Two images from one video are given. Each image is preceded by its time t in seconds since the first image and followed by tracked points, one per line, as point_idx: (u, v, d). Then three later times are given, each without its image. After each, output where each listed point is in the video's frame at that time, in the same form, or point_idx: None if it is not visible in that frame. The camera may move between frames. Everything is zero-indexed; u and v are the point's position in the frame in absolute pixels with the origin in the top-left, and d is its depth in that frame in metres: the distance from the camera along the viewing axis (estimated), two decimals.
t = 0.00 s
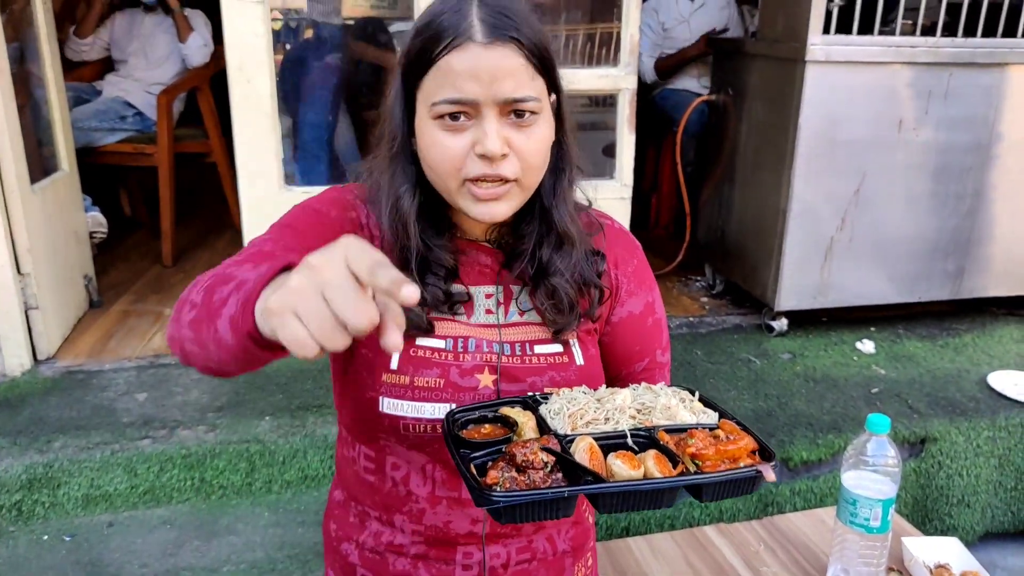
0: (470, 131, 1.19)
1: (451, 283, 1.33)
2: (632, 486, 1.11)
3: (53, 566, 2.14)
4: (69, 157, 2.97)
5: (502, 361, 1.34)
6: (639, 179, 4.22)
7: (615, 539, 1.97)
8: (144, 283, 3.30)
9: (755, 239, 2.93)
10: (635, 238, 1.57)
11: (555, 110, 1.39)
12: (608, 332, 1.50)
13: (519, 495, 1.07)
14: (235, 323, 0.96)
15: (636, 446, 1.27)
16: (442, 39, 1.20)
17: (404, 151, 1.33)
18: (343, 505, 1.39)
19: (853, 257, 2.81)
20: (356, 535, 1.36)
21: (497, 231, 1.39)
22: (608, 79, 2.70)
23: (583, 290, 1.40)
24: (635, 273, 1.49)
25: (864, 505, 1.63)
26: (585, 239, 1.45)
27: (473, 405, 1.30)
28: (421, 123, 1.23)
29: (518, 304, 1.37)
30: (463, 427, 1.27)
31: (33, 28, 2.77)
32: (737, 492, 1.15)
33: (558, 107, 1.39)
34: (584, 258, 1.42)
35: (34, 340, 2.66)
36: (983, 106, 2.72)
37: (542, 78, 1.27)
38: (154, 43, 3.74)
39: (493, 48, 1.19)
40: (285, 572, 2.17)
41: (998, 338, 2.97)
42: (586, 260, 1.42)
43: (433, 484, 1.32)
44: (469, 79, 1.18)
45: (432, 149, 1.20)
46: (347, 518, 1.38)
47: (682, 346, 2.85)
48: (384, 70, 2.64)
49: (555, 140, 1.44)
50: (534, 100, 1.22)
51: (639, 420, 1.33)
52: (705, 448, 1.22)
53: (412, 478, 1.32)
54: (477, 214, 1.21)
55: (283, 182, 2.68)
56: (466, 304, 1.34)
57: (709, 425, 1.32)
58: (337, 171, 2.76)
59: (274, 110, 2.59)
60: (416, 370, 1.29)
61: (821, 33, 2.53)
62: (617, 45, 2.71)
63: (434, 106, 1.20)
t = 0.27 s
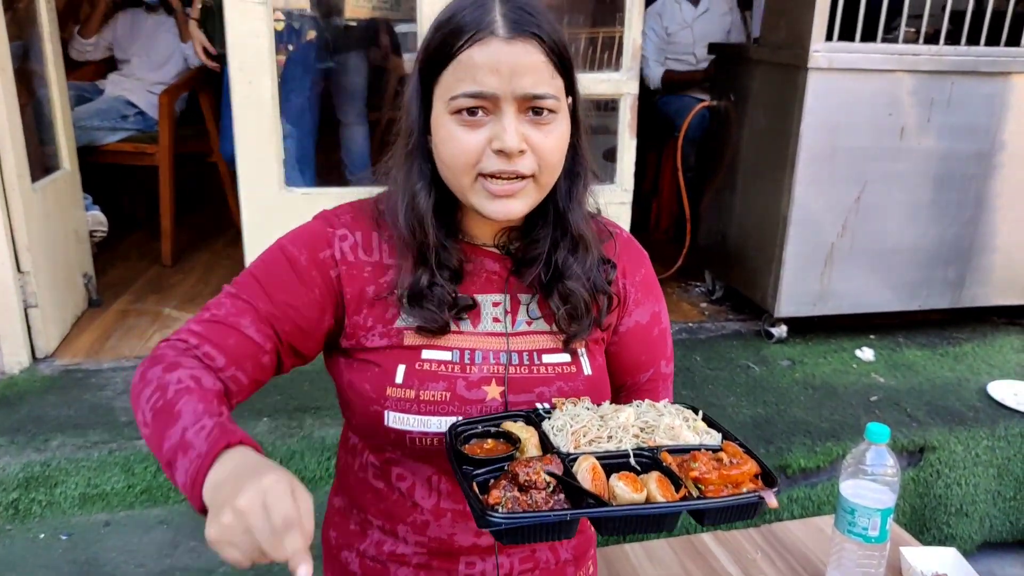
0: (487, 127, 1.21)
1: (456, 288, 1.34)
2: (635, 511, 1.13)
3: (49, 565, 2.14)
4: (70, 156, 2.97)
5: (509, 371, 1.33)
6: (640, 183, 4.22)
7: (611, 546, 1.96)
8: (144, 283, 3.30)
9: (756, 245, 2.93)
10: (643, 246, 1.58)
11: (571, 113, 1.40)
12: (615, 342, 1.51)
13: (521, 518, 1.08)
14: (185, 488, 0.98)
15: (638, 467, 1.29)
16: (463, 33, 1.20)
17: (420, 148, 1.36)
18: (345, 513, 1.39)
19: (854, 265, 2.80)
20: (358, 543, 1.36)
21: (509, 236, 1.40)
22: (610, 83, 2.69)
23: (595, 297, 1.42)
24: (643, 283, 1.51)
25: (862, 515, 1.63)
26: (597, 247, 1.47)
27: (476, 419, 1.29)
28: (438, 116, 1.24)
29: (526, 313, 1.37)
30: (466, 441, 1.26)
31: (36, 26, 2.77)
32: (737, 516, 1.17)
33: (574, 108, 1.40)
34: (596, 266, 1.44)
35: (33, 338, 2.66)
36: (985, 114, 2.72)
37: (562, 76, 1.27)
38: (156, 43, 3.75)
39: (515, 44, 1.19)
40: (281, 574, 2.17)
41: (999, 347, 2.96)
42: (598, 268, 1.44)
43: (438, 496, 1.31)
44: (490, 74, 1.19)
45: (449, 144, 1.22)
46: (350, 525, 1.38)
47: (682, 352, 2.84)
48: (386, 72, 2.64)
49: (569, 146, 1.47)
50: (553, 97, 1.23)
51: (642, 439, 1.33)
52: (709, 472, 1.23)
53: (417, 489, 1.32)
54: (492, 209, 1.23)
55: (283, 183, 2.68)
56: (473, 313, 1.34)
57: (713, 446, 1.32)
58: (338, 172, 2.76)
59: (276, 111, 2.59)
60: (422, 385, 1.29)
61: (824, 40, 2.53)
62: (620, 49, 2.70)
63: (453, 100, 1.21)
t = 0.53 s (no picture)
0: (481, 123, 1.20)
1: (450, 284, 1.33)
2: (629, 520, 1.13)
3: (48, 566, 2.14)
4: (69, 157, 2.97)
5: (506, 376, 1.33)
6: (640, 185, 4.21)
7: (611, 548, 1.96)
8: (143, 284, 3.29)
9: (756, 246, 2.92)
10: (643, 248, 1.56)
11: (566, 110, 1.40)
12: (614, 345, 1.49)
13: (514, 526, 1.08)
14: None
15: (634, 473, 1.27)
16: (457, 28, 1.19)
17: (414, 145, 1.37)
18: (344, 517, 1.39)
19: (854, 266, 2.80)
20: (356, 547, 1.36)
21: (505, 235, 1.40)
22: (610, 84, 2.69)
23: (593, 293, 1.40)
24: (642, 285, 1.49)
25: (862, 517, 1.62)
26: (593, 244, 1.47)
27: (471, 423, 1.28)
28: (431, 112, 1.23)
29: (523, 314, 1.36)
30: (460, 444, 1.26)
31: (35, 28, 2.77)
32: (732, 525, 1.17)
33: (568, 104, 1.40)
34: (593, 263, 1.44)
35: (32, 339, 2.66)
36: (987, 115, 2.71)
37: (556, 71, 1.27)
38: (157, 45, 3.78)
39: (509, 40, 1.19)
40: None
41: (1000, 348, 2.96)
42: (595, 266, 1.43)
43: (437, 501, 1.31)
44: (483, 69, 1.19)
45: (442, 140, 1.21)
46: (347, 530, 1.38)
47: (682, 353, 2.84)
48: (385, 73, 2.64)
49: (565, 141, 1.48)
50: (547, 92, 1.23)
51: (639, 444, 1.32)
52: (705, 480, 1.22)
53: (416, 494, 1.31)
54: (487, 205, 1.22)
55: (282, 184, 2.68)
56: (469, 315, 1.32)
57: (710, 453, 1.31)
58: (337, 173, 2.75)
59: (276, 112, 2.58)
60: (418, 392, 1.28)
61: (825, 41, 2.53)
62: (620, 49, 2.70)
63: (446, 95, 1.21)
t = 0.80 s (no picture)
0: (478, 119, 1.20)
1: (447, 281, 1.33)
2: (628, 513, 1.13)
3: (51, 566, 2.14)
4: (68, 155, 2.97)
5: (507, 373, 1.32)
6: (639, 181, 4.21)
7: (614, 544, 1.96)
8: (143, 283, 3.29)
9: (756, 241, 2.92)
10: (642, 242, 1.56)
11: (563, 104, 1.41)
12: (615, 340, 1.49)
13: (514, 520, 1.08)
14: None
15: (634, 467, 1.27)
16: (452, 24, 1.19)
17: (410, 140, 1.37)
18: (347, 514, 1.39)
19: (855, 261, 2.80)
20: (359, 545, 1.36)
21: (503, 230, 1.40)
22: (609, 79, 2.69)
23: (591, 287, 1.40)
24: (642, 279, 1.49)
25: (864, 511, 1.63)
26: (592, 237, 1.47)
27: (471, 418, 1.28)
28: (427, 109, 1.23)
29: (522, 311, 1.35)
30: (461, 440, 1.26)
31: (32, 26, 2.77)
32: (734, 518, 1.17)
33: (565, 97, 1.40)
34: (591, 257, 1.44)
35: (32, 339, 2.66)
36: (987, 108, 2.71)
37: (554, 67, 1.27)
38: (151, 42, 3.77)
39: (505, 35, 1.18)
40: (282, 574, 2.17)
41: (1000, 342, 2.96)
42: (593, 260, 1.44)
43: (441, 498, 1.31)
44: (478, 66, 1.18)
45: (440, 137, 1.21)
46: (350, 527, 1.38)
47: (682, 349, 2.84)
48: (383, 69, 2.63)
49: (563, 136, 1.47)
50: (544, 88, 1.22)
51: (639, 439, 1.32)
52: (705, 473, 1.22)
53: (419, 491, 1.31)
54: (487, 201, 1.21)
55: (282, 182, 2.68)
56: (468, 312, 1.32)
57: (711, 446, 1.30)
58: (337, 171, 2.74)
59: (274, 110, 2.58)
60: (418, 391, 1.28)
61: (825, 35, 2.52)
62: (619, 45, 2.69)
63: (443, 92, 1.20)
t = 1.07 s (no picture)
0: (478, 129, 1.21)
1: (451, 281, 1.33)
2: (635, 510, 1.13)
3: (51, 566, 2.13)
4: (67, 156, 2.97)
5: (507, 370, 1.33)
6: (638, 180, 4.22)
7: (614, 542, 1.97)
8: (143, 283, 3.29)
9: (755, 240, 2.93)
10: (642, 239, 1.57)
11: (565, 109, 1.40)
12: (616, 337, 1.50)
13: (521, 519, 1.08)
14: None
15: (639, 464, 1.28)
16: (453, 33, 1.19)
17: (411, 144, 1.37)
18: (346, 510, 1.39)
19: (854, 260, 2.80)
20: (358, 541, 1.36)
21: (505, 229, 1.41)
22: (609, 79, 2.69)
23: (592, 288, 1.41)
24: (643, 276, 1.49)
25: (863, 509, 1.63)
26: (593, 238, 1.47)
27: (476, 418, 1.28)
28: (428, 116, 1.24)
29: (524, 309, 1.36)
30: (465, 439, 1.26)
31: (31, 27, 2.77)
32: (739, 515, 1.18)
33: (567, 100, 1.40)
34: (593, 257, 1.44)
35: (32, 339, 2.66)
36: (986, 108, 2.71)
37: (555, 75, 1.26)
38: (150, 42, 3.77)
39: (506, 45, 1.18)
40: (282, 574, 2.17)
41: (999, 341, 2.97)
42: (595, 260, 1.44)
43: (438, 495, 1.32)
44: (479, 76, 1.19)
45: (440, 145, 1.22)
46: (350, 523, 1.38)
47: (682, 348, 2.84)
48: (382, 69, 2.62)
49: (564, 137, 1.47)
50: (545, 97, 1.22)
51: (643, 436, 1.32)
52: (709, 470, 1.23)
53: (418, 487, 1.32)
54: (485, 210, 1.23)
55: (282, 182, 2.68)
56: (470, 309, 1.33)
57: (714, 443, 1.32)
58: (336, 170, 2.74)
59: (274, 110, 2.58)
60: (420, 387, 1.28)
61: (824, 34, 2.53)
62: (619, 44, 2.69)
63: (443, 101, 1.21)
